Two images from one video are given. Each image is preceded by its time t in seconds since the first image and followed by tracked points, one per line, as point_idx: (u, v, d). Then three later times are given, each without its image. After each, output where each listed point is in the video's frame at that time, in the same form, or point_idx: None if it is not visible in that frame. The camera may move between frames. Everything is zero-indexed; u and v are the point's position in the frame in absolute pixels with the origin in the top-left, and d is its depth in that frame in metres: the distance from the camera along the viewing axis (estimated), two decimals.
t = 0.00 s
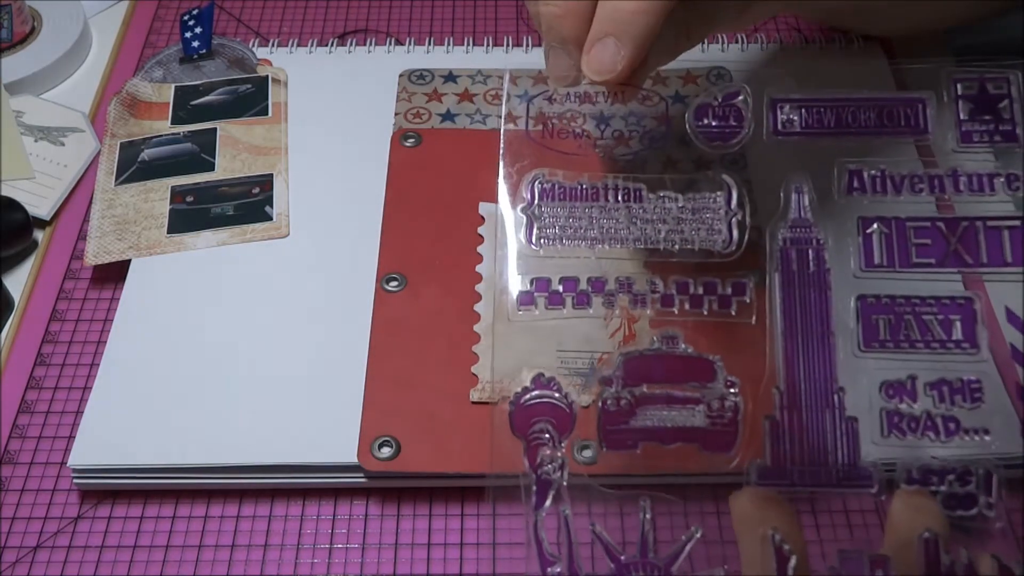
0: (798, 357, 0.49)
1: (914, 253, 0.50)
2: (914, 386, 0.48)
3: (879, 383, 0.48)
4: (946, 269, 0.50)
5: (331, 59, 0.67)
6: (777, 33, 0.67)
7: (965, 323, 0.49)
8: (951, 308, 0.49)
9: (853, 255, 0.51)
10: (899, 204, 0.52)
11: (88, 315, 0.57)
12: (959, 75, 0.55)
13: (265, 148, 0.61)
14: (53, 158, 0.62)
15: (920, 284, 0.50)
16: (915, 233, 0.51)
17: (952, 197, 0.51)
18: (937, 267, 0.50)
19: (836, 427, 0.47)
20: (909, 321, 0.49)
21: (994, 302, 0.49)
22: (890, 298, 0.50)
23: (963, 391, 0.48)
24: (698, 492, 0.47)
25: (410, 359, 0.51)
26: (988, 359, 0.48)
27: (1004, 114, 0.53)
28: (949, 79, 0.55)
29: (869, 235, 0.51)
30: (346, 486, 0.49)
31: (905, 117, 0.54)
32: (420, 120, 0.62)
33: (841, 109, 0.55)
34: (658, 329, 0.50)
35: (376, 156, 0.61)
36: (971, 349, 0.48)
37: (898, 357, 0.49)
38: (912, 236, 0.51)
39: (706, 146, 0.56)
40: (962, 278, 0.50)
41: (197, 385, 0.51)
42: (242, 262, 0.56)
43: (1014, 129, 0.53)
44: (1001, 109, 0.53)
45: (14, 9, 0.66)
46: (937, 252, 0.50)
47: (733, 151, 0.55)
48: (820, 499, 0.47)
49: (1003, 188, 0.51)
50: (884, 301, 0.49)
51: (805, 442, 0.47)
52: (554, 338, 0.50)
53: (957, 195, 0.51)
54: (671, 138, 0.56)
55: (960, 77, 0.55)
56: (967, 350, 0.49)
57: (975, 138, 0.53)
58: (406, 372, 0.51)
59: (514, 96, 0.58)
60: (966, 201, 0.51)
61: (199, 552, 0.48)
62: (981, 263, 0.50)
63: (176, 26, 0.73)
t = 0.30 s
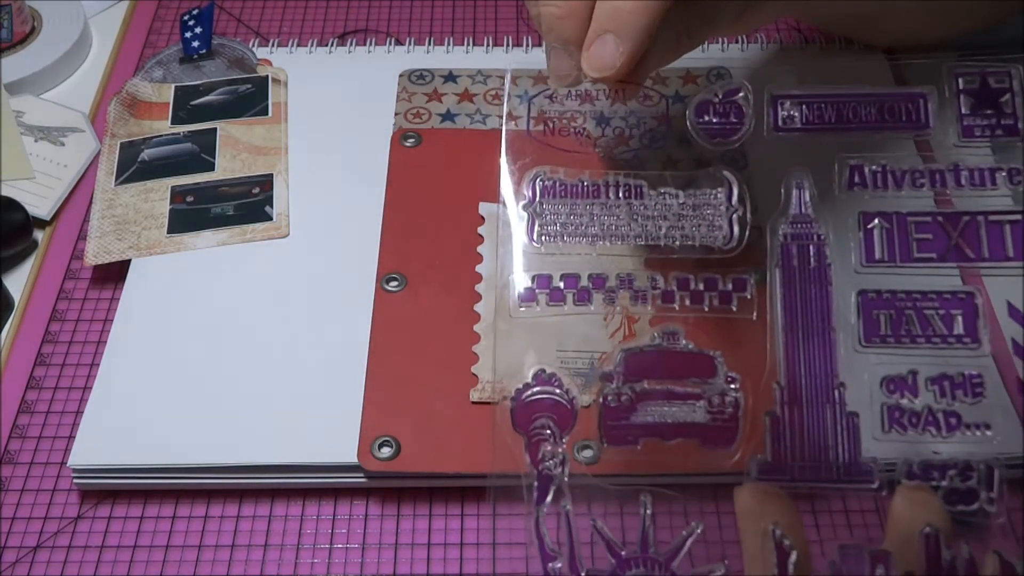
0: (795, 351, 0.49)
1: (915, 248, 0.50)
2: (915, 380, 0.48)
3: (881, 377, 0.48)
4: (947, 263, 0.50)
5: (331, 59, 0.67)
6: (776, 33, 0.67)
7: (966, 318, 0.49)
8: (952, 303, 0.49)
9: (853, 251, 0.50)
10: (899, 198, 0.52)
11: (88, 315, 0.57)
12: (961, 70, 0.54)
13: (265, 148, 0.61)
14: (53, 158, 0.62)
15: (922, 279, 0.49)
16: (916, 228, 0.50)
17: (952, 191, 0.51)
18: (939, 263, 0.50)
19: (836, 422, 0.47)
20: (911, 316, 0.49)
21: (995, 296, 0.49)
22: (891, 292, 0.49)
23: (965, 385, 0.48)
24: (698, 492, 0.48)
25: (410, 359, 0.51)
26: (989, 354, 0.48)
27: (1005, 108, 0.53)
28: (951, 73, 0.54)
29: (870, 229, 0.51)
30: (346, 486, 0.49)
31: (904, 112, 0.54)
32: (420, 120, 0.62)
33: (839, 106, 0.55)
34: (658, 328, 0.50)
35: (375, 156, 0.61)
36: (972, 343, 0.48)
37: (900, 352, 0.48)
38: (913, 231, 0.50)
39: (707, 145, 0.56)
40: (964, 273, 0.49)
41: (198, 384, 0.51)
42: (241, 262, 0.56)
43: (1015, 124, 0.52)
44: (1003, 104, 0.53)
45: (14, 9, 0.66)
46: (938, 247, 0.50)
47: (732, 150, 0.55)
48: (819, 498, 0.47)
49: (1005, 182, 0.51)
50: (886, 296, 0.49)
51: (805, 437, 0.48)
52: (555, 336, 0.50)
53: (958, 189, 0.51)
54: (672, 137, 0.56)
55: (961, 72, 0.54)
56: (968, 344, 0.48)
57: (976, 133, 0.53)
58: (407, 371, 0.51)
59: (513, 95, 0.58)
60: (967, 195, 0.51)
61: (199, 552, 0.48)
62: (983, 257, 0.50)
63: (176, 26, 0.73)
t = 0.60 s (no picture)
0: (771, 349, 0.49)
1: (890, 249, 0.51)
2: (893, 384, 0.48)
3: (858, 383, 0.48)
4: (923, 263, 0.51)
5: (331, 59, 0.67)
6: (776, 33, 0.67)
7: (942, 318, 0.50)
8: (929, 304, 0.50)
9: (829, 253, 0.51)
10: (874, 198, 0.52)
11: (88, 315, 0.57)
12: (933, 66, 0.55)
13: (265, 148, 0.61)
14: (53, 158, 0.62)
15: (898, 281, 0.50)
16: (891, 229, 0.51)
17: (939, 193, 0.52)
18: (913, 263, 0.51)
19: (816, 428, 0.48)
20: (887, 319, 0.49)
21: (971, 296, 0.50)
22: (867, 295, 0.50)
23: (943, 386, 0.48)
24: (698, 493, 0.48)
25: (411, 359, 0.51)
26: (968, 355, 0.49)
27: (978, 104, 0.53)
28: (924, 69, 0.55)
29: (844, 233, 0.51)
30: (346, 486, 0.49)
31: (876, 111, 0.55)
32: (420, 120, 0.62)
33: (813, 106, 0.55)
34: (659, 330, 0.51)
35: (375, 156, 0.61)
36: (949, 343, 0.49)
37: (878, 357, 0.49)
38: (888, 232, 0.51)
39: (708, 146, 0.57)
40: (939, 273, 0.50)
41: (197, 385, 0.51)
42: (241, 262, 0.56)
43: (987, 119, 0.53)
44: (975, 98, 0.54)
45: (14, 9, 0.66)
46: (913, 247, 0.51)
47: (733, 155, 0.56)
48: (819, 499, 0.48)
49: (978, 179, 0.52)
50: (863, 299, 0.50)
51: (786, 442, 0.48)
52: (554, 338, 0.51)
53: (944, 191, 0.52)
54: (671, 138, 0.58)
55: (934, 68, 0.55)
56: (946, 345, 0.49)
57: (949, 130, 0.54)
58: (407, 371, 0.51)
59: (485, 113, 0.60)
60: (942, 194, 0.52)
61: (199, 552, 0.48)
62: (957, 256, 0.51)
63: (176, 26, 0.73)
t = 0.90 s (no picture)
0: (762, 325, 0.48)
1: (838, 194, 0.51)
2: (848, 326, 0.48)
3: (812, 328, 0.49)
4: (872, 206, 0.51)
5: (331, 59, 0.67)
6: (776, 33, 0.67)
7: (891, 254, 0.50)
8: (879, 246, 0.50)
9: (777, 201, 0.51)
10: (819, 144, 0.53)
11: (88, 315, 0.57)
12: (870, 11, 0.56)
13: (266, 148, 0.61)
14: (53, 158, 0.62)
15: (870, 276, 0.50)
16: (837, 173, 0.51)
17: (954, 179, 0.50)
18: (860, 206, 0.51)
19: (773, 376, 0.48)
20: (839, 262, 0.50)
21: (924, 234, 0.50)
22: (819, 239, 0.50)
23: (898, 326, 0.48)
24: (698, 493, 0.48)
25: (411, 360, 0.51)
26: (922, 292, 0.49)
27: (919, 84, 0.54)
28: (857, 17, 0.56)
29: (791, 179, 0.52)
30: (346, 486, 0.49)
31: (818, 57, 0.55)
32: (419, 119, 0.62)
33: (748, 54, 0.56)
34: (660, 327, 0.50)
35: (375, 155, 0.61)
36: (902, 284, 0.49)
37: (829, 299, 0.49)
38: (834, 176, 0.51)
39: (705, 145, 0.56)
40: (884, 216, 0.50)
41: (197, 388, 0.51)
42: (241, 262, 0.56)
43: (927, 60, 0.54)
44: (912, 41, 0.55)
45: (14, 10, 0.66)
46: (859, 191, 0.51)
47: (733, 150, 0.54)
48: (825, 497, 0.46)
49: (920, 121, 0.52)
50: (813, 244, 0.50)
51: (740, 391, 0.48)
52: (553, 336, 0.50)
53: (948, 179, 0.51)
54: (672, 138, 0.57)
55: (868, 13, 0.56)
56: (900, 285, 0.49)
57: (889, 73, 0.54)
58: (407, 372, 0.51)
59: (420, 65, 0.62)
60: (884, 134, 0.52)
61: (199, 552, 0.48)
62: (905, 197, 0.51)
63: (176, 26, 0.73)
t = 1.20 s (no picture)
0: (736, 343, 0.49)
1: (791, 225, 0.52)
2: (797, 356, 0.49)
3: (764, 353, 0.49)
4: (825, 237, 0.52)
5: (331, 59, 0.67)
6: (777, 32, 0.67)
7: (841, 283, 0.50)
8: (828, 277, 0.51)
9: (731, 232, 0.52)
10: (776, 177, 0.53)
11: (88, 315, 0.57)
12: (825, 49, 0.57)
13: (266, 148, 0.61)
14: (53, 158, 0.62)
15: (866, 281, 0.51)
16: (790, 207, 0.52)
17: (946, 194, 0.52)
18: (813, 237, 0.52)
19: (724, 402, 0.48)
20: (789, 292, 0.51)
21: (869, 268, 0.51)
22: (769, 271, 0.51)
23: (843, 355, 0.49)
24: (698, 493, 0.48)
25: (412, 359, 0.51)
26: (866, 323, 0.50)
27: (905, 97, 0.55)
28: (815, 52, 0.57)
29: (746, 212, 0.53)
30: (346, 486, 0.49)
31: (775, 94, 0.56)
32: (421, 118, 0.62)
33: (712, 90, 0.57)
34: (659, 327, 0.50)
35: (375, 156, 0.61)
36: (848, 314, 0.50)
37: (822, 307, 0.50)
38: (787, 210, 0.52)
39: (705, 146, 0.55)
40: (836, 247, 0.51)
41: (198, 388, 0.51)
42: (241, 262, 0.56)
43: (879, 98, 0.55)
44: (865, 80, 0.56)
45: (14, 9, 0.66)
46: (812, 223, 0.52)
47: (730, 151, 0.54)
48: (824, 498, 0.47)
49: (871, 156, 0.53)
50: (763, 275, 0.51)
51: (694, 425, 0.48)
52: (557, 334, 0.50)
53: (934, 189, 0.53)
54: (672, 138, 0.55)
55: (824, 51, 0.57)
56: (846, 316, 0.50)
57: (843, 110, 0.55)
58: (408, 370, 0.50)
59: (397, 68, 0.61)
60: (838, 170, 0.53)
61: (199, 552, 0.48)
62: (854, 231, 0.52)
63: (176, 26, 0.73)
